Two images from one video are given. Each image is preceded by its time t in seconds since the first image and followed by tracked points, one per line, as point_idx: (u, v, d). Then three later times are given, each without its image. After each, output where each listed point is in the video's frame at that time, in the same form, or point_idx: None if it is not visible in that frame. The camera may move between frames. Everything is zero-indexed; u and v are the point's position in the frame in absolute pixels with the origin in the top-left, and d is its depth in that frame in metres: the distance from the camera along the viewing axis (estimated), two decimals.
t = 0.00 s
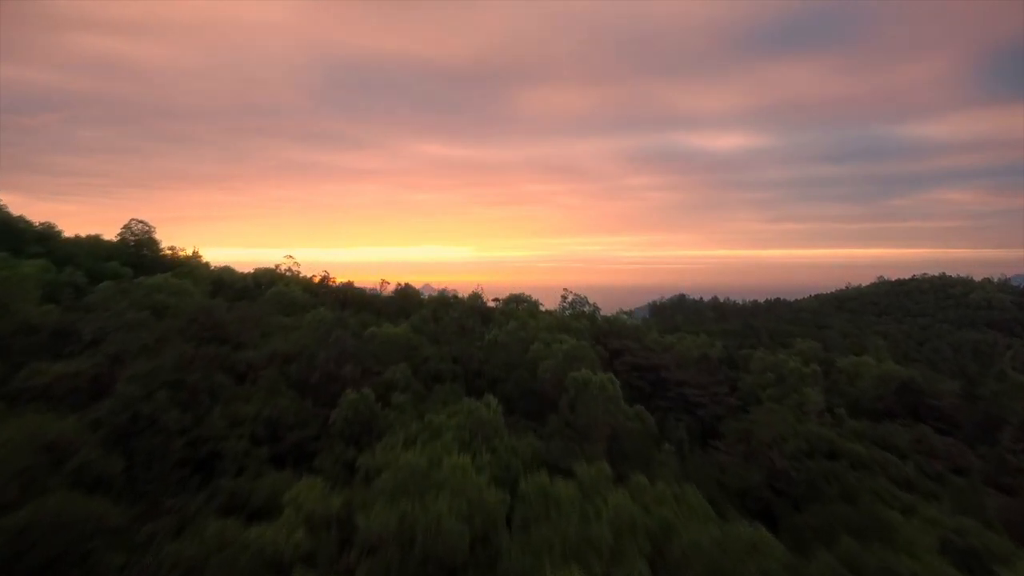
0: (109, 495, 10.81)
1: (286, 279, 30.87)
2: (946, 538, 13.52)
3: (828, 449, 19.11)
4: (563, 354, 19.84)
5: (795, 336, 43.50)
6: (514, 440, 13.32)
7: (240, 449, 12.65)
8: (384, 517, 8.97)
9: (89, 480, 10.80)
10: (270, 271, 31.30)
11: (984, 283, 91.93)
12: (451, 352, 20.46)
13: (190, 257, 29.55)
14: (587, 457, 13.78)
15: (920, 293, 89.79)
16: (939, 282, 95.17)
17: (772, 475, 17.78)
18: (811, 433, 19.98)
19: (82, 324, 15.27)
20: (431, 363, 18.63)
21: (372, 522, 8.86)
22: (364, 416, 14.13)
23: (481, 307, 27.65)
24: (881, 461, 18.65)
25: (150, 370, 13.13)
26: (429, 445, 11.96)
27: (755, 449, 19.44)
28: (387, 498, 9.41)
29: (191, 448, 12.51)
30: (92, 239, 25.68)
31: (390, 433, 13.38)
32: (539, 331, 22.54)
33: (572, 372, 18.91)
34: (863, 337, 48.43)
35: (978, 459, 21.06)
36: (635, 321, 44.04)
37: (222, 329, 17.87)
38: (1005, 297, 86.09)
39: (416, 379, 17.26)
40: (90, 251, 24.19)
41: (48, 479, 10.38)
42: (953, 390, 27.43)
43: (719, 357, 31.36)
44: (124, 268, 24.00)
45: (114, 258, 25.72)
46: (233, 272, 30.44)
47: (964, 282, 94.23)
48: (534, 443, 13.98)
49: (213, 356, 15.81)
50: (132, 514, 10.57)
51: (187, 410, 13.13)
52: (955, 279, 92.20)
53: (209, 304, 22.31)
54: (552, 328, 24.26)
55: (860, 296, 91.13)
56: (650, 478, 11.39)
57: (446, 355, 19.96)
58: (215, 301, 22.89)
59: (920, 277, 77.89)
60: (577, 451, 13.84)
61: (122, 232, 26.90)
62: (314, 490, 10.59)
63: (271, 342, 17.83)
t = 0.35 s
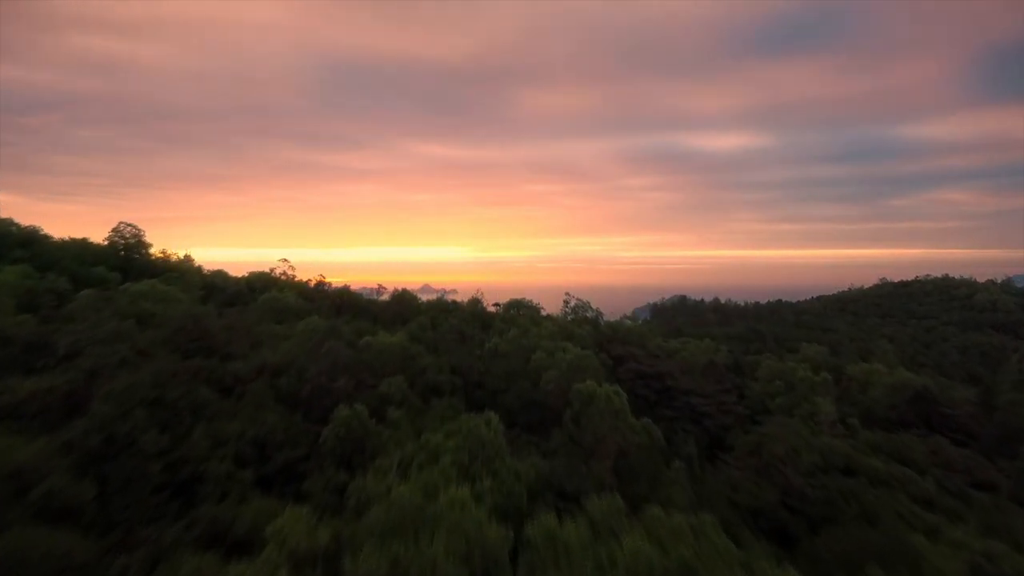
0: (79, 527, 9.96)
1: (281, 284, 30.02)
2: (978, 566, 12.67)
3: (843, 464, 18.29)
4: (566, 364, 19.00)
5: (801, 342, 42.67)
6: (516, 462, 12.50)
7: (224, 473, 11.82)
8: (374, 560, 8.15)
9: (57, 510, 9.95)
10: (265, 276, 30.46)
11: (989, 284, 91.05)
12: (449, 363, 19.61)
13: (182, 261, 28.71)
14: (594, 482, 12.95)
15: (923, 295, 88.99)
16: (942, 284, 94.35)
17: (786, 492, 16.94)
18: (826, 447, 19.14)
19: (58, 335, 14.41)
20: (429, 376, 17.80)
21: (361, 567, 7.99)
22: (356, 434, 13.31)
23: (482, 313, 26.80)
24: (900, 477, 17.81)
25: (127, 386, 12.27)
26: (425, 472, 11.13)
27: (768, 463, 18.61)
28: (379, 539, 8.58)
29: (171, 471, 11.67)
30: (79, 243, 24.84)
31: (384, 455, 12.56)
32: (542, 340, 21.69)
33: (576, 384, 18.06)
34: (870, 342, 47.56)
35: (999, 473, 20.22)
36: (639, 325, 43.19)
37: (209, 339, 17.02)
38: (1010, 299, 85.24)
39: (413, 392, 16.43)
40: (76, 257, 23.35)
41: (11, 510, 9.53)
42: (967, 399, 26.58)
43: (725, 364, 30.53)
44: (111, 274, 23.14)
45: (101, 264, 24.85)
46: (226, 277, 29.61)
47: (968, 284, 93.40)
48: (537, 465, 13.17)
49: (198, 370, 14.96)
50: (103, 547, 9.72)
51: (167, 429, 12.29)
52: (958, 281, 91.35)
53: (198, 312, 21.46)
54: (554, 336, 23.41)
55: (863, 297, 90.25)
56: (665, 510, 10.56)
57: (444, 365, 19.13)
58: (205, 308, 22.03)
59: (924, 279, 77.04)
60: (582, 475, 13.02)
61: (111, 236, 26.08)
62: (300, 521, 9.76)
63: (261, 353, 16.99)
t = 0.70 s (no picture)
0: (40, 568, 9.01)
1: (274, 288, 29.14)
2: None
3: (863, 482, 17.39)
4: (570, 376, 18.10)
5: (808, 347, 41.71)
6: (518, 490, 11.60)
7: (202, 503, 10.88)
8: None
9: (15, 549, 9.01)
10: (258, 280, 29.54)
11: (994, 285, 90.10)
12: (448, 375, 18.70)
13: (172, 264, 27.83)
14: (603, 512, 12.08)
15: (928, 297, 88.01)
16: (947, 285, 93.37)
17: (804, 514, 16.04)
18: (843, 463, 18.24)
19: (29, 350, 13.44)
20: (426, 390, 16.89)
21: None
22: (347, 459, 12.38)
23: (482, 320, 25.87)
24: (923, 495, 16.90)
25: (98, 407, 11.33)
26: (421, 506, 10.23)
27: (784, 481, 17.69)
28: None
29: (145, 501, 10.72)
30: (64, 244, 23.92)
31: (376, 483, 11.64)
32: (544, 348, 20.78)
33: (581, 398, 17.15)
34: (878, 346, 46.58)
35: None
36: (641, 329, 42.30)
37: (193, 351, 16.10)
38: (1016, 301, 84.24)
39: (409, 408, 15.52)
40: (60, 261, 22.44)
41: None
42: (985, 409, 25.62)
43: (733, 371, 29.60)
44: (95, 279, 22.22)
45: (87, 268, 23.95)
46: (219, 281, 28.72)
47: (973, 285, 92.38)
48: (542, 491, 12.26)
49: (179, 386, 14.02)
50: None
51: (142, 454, 11.35)
52: (963, 283, 90.36)
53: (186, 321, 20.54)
54: (558, 344, 22.49)
55: (867, 299, 89.35)
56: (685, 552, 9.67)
57: (443, 377, 18.22)
58: (192, 316, 21.09)
59: (930, 281, 75.99)
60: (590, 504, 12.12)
61: (98, 239, 25.17)
62: (282, 563, 8.79)
63: (248, 367, 16.06)
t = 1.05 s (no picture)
0: None
1: (268, 293, 28.21)
2: None
3: (882, 500, 16.53)
4: (575, 389, 17.22)
5: (815, 352, 40.87)
6: (523, 520, 10.73)
7: (179, 533, 10.01)
8: None
9: None
10: (252, 285, 28.67)
11: (999, 288, 89.11)
12: (447, 388, 17.80)
13: (162, 267, 26.90)
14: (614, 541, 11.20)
15: (932, 299, 87.24)
16: (951, 287, 92.54)
17: (823, 536, 15.18)
18: (862, 479, 17.35)
19: None
20: (424, 405, 16.02)
21: None
22: (337, 484, 11.53)
23: (482, 326, 24.99)
24: (948, 513, 16.01)
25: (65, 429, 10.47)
26: (416, 542, 9.36)
27: (800, 500, 16.80)
28: None
29: (116, 534, 9.84)
30: (48, 246, 23.01)
31: (367, 512, 10.79)
32: (547, 358, 19.89)
33: (586, 414, 16.30)
34: (885, 351, 45.73)
35: None
36: (644, 334, 41.43)
37: (176, 365, 15.22)
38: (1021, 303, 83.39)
39: (404, 426, 14.64)
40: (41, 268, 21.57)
41: None
42: (1003, 420, 24.74)
43: (740, 380, 28.73)
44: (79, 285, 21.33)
45: (72, 272, 23.02)
46: (210, 285, 27.79)
47: (977, 287, 91.55)
48: (547, 519, 11.41)
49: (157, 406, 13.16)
50: None
51: (113, 481, 10.47)
52: (968, 285, 89.58)
53: (172, 331, 19.65)
54: (561, 352, 21.60)
55: (870, 302, 88.47)
56: None
57: (441, 390, 17.33)
58: (179, 325, 20.19)
59: (935, 284, 75.16)
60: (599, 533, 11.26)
61: (85, 242, 24.33)
62: None
63: (234, 381, 15.20)
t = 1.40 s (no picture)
0: None
1: (260, 298, 27.17)
2: None
3: (909, 524, 15.50)
4: (581, 405, 16.23)
5: (823, 359, 39.89)
6: (528, 561, 9.77)
7: None
8: None
9: None
10: (244, 290, 27.66)
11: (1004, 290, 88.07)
12: (444, 405, 16.79)
13: (149, 271, 25.85)
14: None
15: (937, 301, 86.29)
16: (955, 289, 91.60)
17: (848, 565, 14.16)
18: (887, 499, 16.35)
19: None
20: (420, 423, 15.02)
21: None
22: (324, 518, 10.56)
23: (483, 334, 23.96)
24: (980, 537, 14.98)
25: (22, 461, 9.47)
26: None
27: (821, 523, 15.81)
28: None
29: None
30: (28, 249, 21.95)
31: (357, 551, 9.82)
32: (551, 370, 18.88)
33: (593, 433, 15.32)
34: (893, 356, 44.77)
35: None
36: (648, 339, 40.48)
37: (155, 381, 14.21)
38: None
39: (398, 448, 13.65)
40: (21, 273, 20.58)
41: None
42: None
43: (749, 389, 27.73)
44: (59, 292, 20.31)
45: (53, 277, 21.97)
46: (200, 291, 26.75)
47: (981, 289, 90.60)
48: (555, 557, 10.44)
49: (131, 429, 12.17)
50: None
51: (75, 518, 9.47)
52: (972, 287, 88.62)
53: (154, 342, 18.65)
54: (565, 363, 20.60)
55: (874, 304, 87.49)
56: None
57: (438, 406, 16.33)
58: (163, 335, 19.17)
59: (940, 287, 74.21)
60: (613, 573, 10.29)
61: (70, 246, 23.35)
62: None
63: (216, 399, 14.20)
